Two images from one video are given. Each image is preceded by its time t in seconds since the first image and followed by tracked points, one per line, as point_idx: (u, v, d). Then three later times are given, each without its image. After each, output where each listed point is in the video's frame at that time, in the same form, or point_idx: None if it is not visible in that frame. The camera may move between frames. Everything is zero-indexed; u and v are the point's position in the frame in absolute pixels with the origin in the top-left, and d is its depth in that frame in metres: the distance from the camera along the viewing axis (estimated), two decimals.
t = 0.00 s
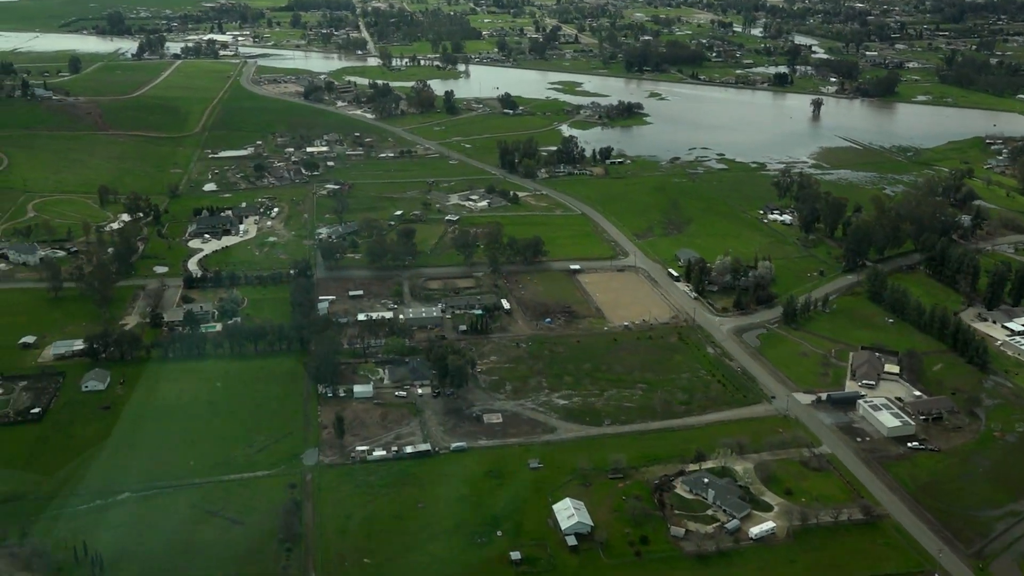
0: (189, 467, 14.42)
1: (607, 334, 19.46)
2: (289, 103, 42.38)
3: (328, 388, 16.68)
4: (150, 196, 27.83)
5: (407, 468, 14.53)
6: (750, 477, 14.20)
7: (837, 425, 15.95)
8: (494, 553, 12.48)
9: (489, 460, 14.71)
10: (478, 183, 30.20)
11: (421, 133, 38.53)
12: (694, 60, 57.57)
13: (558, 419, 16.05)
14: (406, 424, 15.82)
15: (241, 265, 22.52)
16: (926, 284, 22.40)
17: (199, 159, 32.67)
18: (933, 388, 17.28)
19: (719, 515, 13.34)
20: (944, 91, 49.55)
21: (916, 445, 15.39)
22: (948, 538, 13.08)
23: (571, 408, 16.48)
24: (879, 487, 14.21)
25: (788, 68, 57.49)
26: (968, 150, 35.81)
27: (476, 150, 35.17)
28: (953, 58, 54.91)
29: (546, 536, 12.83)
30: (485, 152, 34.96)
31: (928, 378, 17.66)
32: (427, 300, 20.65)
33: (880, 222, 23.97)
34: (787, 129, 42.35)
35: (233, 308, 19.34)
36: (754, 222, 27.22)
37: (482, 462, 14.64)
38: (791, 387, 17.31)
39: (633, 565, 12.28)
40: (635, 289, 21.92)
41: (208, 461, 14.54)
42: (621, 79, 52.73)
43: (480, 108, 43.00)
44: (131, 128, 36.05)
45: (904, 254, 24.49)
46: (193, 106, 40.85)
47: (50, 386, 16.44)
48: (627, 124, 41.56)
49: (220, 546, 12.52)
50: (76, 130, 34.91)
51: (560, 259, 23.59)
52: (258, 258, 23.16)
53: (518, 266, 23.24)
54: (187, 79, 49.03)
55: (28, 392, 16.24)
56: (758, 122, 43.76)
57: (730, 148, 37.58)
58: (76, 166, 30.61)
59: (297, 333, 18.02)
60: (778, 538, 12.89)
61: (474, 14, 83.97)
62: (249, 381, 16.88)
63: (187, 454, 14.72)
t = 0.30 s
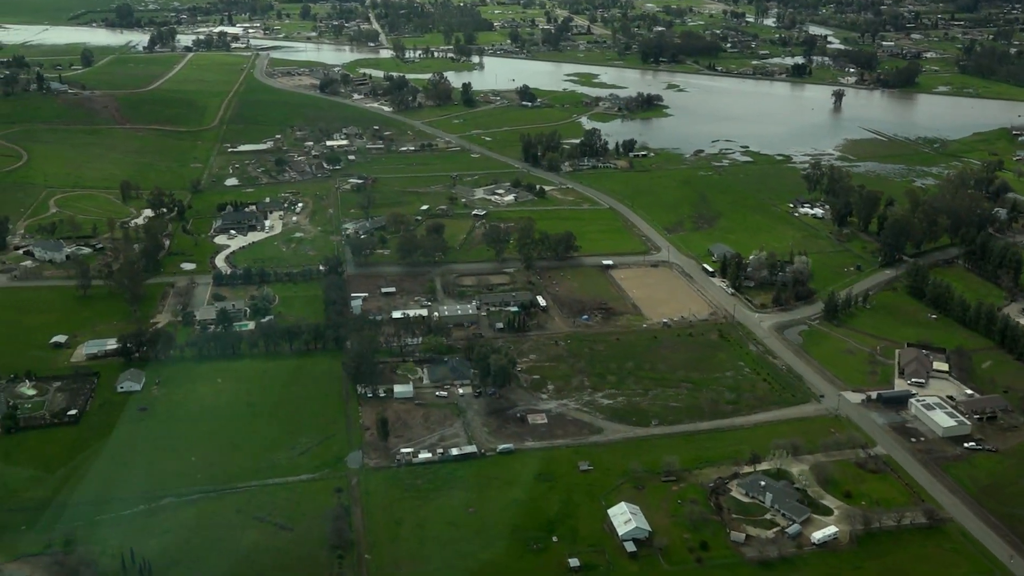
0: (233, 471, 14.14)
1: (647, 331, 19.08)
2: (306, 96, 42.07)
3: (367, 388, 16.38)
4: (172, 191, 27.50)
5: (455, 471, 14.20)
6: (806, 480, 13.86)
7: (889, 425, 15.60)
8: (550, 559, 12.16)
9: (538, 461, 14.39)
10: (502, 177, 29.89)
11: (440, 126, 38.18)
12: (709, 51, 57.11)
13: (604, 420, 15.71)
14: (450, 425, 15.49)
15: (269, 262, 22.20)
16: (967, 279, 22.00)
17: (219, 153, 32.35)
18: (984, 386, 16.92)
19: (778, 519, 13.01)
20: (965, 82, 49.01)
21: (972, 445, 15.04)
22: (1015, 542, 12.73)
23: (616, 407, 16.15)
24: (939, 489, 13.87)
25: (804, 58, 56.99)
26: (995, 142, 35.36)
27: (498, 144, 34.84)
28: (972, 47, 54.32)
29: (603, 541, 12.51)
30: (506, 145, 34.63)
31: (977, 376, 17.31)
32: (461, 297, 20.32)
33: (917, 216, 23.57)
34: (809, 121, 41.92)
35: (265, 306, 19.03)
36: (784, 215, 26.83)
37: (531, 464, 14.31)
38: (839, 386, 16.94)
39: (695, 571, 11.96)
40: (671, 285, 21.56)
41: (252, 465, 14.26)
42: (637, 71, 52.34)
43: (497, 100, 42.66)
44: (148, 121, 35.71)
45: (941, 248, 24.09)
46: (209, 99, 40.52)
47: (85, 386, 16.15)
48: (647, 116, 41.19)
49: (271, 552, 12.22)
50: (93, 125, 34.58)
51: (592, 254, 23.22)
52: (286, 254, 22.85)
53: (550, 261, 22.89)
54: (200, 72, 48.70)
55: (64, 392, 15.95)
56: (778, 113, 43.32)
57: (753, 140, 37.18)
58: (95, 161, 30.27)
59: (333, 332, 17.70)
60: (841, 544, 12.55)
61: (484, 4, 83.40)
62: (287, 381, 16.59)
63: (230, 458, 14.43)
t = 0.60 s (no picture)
0: (277, 473, 13.81)
1: (686, 329, 18.72)
2: (321, 90, 41.71)
3: (408, 389, 16.07)
4: (194, 186, 27.15)
5: (503, 474, 13.89)
6: (865, 483, 13.52)
7: (944, 425, 15.25)
8: (610, 566, 11.84)
9: (587, 464, 14.07)
10: (527, 171, 29.55)
11: (458, 118, 37.82)
12: (724, 42, 56.63)
13: (652, 420, 15.36)
14: (494, 427, 15.17)
15: (298, 258, 21.86)
16: (1007, 274, 21.63)
17: (238, 148, 32.01)
18: None
19: (840, 524, 12.67)
20: (985, 72, 48.50)
21: None
22: None
23: (662, 407, 15.81)
24: (1001, 491, 13.54)
25: (820, 49, 56.50)
26: (1021, 134, 34.94)
27: (519, 137, 34.51)
28: (990, 37, 53.76)
29: (662, 547, 12.20)
30: (527, 139, 34.29)
31: None
32: (496, 294, 19.98)
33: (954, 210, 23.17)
34: (829, 112, 41.50)
35: (298, 304, 18.71)
36: (815, 209, 26.44)
37: (581, 467, 13.99)
38: (888, 385, 16.59)
39: None
40: (707, 280, 21.20)
41: (297, 468, 13.94)
42: (653, 63, 51.92)
43: (515, 93, 42.29)
44: (165, 115, 35.32)
45: (978, 243, 23.70)
46: (224, 93, 40.13)
47: (121, 387, 15.81)
48: (666, 109, 40.81)
49: (323, 560, 11.91)
50: (110, 119, 34.19)
51: (624, 250, 22.84)
52: (314, 250, 22.51)
53: (582, 257, 22.54)
54: (213, 65, 48.29)
55: (99, 394, 15.60)
56: (798, 105, 42.90)
57: (775, 132, 36.77)
58: (114, 156, 29.89)
59: (370, 331, 17.37)
60: (906, 549, 12.22)
61: None
62: (326, 382, 16.27)
63: (273, 460, 14.10)
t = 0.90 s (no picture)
0: (322, 479, 13.54)
1: (727, 328, 18.37)
2: (336, 83, 41.32)
3: (448, 390, 15.77)
4: (215, 182, 26.80)
5: (553, 479, 13.57)
6: (925, 487, 13.17)
7: (999, 426, 14.90)
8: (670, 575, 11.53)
9: (638, 468, 13.76)
10: (551, 166, 29.21)
11: (476, 111, 37.46)
12: (739, 34, 56.18)
13: (700, 422, 15.05)
14: (539, 429, 14.85)
15: (326, 256, 21.53)
16: None
17: (257, 142, 31.65)
18: None
19: (903, 530, 12.35)
20: (1004, 63, 48.02)
21: None
22: None
23: (709, 408, 15.48)
24: None
25: (835, 40, 56.02)
26: None
27: (539, 131, 34.17)
28: (1008, 26, 53.23)
29: (722, 555, 11.88)
30: (548, 133, 33.94)
31: None
32: (530, 292, 19.65)
33: (992, 204, 22.79)
34: (850, 104, 41.09)
35: (331, 303, 18.38)
36: (846, 204, 26.07)
37: (632, 471, 13.67)
38: (937, 384, 16.26)
39: None
40: (743, 278, 20.88)
41: (343, 473, 13.66)
42: (668, 55, 51.52)
43: (531, 86, 41.92)
44: (180, 110, 34.91)
45: (1015, 237, 23.32)
46: (239, 86, 39.73)
47: (156, 390, 15.50)
48: (685, 101, 40.44)
49: (376, 568, 11.61)
50: (125, 113, 33.79)
51: (657, 246, 22.50)
52: (343, 247, 22.17)
53: (614, 254, 22.19)
54: (225, 58, 47.85)
55: (134, 397, 15.29)
56: (817, 97, 42.49)
57: (798, 125, 36.38)
58: (132, 151, 29.50)
59: (407, 330, 17.06)
60: (973, 556, 11.89)
61: None
62: (365, 383, 15.99)
63: (318, 466, 13.83)
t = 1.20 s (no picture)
0: (367, 485, 13.19)
1: (767, 327, 18.02)
2: (350, 78, 40.93)
3: (489, 393, 15.44)
4: (234, 179, 26.43)
5: (602, 485, 13.24)
6: (986, 493, 12.82)
7: None
8: None
9: (689, 473, 13.42)
10: (573, 161, 28.84)
11: (492, 106, 37.08)
12: (751, 27, 55.76)
13: (748, 426, 14.71)
14: (584, 434, 14.51)
15: (353, 255, 21.18)
16: None
17: (273, 138, 31.27)
18: None
19: (967, 538, 12.01)
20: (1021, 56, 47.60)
21: None
22: None
23: (755, 411, 15.14)
24: None
25: (848, 33, 55.60)
26: None
27: (557, 126, 33.80)
28: None
29: (783, 565, 11.55)
30: (566, 128, 33.57)
31: None
32: (564, 292, 19.30)
33: None
34: (868, 98, 40.73)
35: (363, 304, 18.05)
36: (875, 200, 25.70)
37: (684, 478, 13.33)
38: (986, 386, 15.91)
39: None
40: (778, 275, 20.52)
41: (388, 479, 13.32)
42: (681, 49, 51.14)
43: (546, 80, 41.52)
44: (194, 106, 34.50)
45: None
46: (251, 81, 39.32)
47: (191, 393, 15.17)
48: (702, 95, 40.07)
49: None
50: (139, 110, 33.38)
51: (688, 243, 22.14)
52: (369, 246, 21.83)
53: (645, 252, 21.84)
54: (235, 53, 47.41)
55: (169, 401, 14.96)
56: (835, 90, 42.10)
57: (818, 119, 36.00)
58: (148, 148, 29.11)
59: (443, 332, 16.71)
60: None
61: None
62: (403, 385, 15.64)
63: (361, 471, 13.48)
